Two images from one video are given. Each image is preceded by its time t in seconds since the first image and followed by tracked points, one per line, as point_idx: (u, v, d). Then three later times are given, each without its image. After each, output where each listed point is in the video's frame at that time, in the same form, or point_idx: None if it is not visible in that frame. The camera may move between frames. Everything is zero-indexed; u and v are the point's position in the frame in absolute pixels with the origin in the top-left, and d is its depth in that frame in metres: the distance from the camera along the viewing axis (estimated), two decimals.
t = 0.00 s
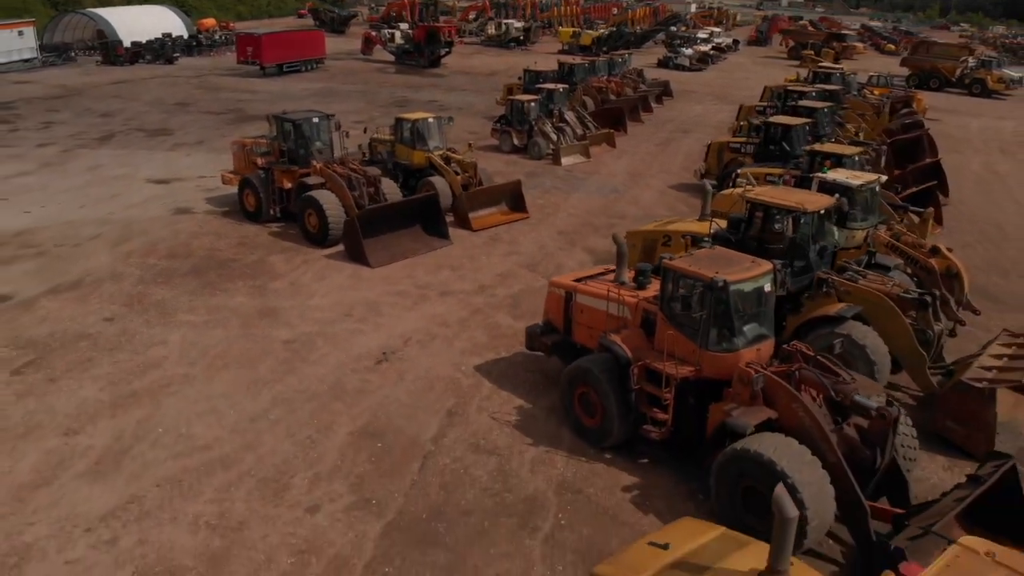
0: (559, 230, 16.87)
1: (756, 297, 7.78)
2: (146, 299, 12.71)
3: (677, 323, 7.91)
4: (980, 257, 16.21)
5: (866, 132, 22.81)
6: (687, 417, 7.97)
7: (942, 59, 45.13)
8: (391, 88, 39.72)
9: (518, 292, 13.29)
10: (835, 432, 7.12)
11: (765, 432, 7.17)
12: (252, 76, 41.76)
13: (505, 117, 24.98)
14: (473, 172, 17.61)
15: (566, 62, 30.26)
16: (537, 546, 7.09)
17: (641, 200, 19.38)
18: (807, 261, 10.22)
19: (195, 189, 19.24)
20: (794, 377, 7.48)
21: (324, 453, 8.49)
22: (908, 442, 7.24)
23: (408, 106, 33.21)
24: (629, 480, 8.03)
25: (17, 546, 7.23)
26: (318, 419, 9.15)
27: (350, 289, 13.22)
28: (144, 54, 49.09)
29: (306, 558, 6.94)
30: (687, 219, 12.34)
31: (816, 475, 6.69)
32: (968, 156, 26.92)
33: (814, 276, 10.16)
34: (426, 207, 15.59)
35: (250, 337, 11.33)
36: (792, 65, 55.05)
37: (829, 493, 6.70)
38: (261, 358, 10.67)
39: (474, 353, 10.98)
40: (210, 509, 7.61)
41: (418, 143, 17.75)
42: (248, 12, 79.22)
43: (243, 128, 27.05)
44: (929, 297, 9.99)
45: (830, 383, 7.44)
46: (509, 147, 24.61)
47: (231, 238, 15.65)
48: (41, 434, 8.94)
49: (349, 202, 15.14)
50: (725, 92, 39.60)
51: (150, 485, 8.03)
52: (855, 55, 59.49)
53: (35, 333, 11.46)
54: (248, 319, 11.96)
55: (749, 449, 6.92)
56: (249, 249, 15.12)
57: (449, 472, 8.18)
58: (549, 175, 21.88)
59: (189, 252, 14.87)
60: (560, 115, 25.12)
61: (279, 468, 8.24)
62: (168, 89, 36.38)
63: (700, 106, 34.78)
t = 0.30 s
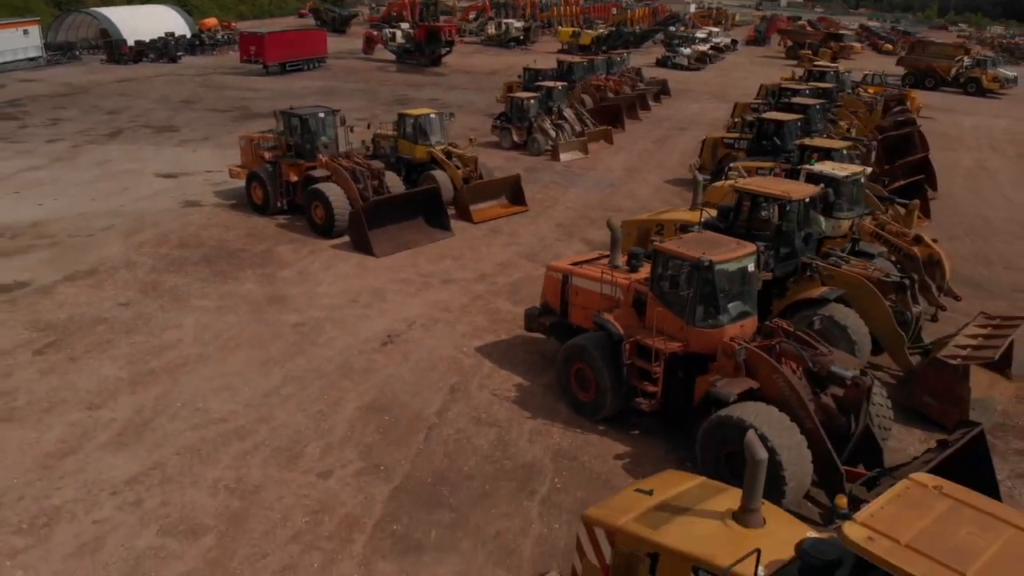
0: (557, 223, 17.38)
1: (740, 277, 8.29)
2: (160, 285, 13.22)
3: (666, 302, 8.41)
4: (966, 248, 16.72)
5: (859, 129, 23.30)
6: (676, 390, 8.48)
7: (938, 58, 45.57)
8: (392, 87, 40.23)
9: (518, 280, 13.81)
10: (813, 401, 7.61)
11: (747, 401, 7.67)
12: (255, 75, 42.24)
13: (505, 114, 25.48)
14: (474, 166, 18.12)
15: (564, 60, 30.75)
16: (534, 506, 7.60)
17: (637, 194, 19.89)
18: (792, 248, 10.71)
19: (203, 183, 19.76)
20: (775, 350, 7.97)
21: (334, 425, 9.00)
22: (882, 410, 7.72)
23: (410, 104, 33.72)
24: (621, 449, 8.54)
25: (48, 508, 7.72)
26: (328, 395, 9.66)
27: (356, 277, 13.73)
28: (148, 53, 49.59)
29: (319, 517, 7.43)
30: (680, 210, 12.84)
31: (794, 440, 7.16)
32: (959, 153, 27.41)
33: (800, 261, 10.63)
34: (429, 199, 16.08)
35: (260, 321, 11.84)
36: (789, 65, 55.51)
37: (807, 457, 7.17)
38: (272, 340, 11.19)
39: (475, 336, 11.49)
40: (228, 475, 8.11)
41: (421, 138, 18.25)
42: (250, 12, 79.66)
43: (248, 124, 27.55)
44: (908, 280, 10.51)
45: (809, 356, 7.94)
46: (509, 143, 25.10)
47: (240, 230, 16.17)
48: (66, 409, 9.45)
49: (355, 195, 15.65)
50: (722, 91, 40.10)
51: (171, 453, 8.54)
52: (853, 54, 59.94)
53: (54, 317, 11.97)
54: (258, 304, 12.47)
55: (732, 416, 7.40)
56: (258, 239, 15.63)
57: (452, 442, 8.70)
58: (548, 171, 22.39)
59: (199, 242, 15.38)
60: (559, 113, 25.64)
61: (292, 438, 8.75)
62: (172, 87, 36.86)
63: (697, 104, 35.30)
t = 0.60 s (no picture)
0: (555, 215, 17.89)
1: (725, 258, 8.80)
2: (172, 272, 13.74)
3: (656, 282, 8.92)
4: (952, 239, 17.24)
5: (851, 126, 23.80)
6: (666, 365, 9.01)
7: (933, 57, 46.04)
8: (393, 84, 40.75)
9: (517, 268, 14.32)
10: (793, 372, 8.10)
11: (731, 372, 8.18)
12: (258, 72, 42.73)
13: (505, 110, 25.99)
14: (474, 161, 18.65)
15: (563, 58, 31.26)
16: (532, 471, 8.12)
17: (634, 188, 20.41)
18: (778, 235, 11.21)
19: (210, 177, 20.27)
20: (758, 326, 8.48)
21: (342, 399, 9.52)
22: (857, 382, 8.21)
23: (411, 101, 34.24)
24: (614, 421, 9.06)
25: (75, 472, 8.22)
26: (336, 372, 10.18)
27: (361, 265, 14.25)
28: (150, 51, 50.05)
29: (331, 480, 7.94)
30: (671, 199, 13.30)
31: (774, 407, 7.64)
32: (951, 150, 27.92)
33: (785, 247, 11.22)
34: (431, 191, 16.57)
35: (270, 305, 12.35)
36: (786, 63, 55.97)
37: (786, 424, 7.63)
38: (282, 322, 11.70)
39: (475, 319, 12.01)
40: (243, 444, 8.61)
41: (422, 133, 18.72)
42: (251, 10, 80.09)
43: (252, 121, 28.05)
44: (887, 265, 11.10)
45: (789, 331, 8.45)
46: (508, 139, 25.59)
47: (247, 220, 16.68)
48: (88, 384, 9.96)
49: (359, 187, 16.17)
50: (718, 89, 40.60)
51: (189, 424, 9.05)
52: (849, 54, 60.43)
53: (72, 301, 12.48)
54: (267, 290, 12.98)
55: (716, 386, 7.90)
56: (265, 229, 16.15)
57: (454, 414, 9.22)
58: (547, 165, 22.92)
59: (209, 232, 15.89)
60: (558, 109, 26.14)
61: (303, 411, 9.27)
62: (176, 84, 37.35)
63: (693, 102, 35.82)
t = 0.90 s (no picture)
0: (554, 208, 18.38)
1: (714, 243, 9.28)
2: (183, 261, 14.22)
3: (648, 266, 9.40)
4: (940, 232, 17.73)
5: (844, 123, 24.28)
6: (657, 344, 9.51)
7: (929, 57, 46.47)
8: (395, 83, 41.23)
9: (517, 259, 14.81)
10: (777, 349, 8.60)
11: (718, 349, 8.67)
12: (260, 71, 43.18)
13: (505, 107, 26.49)
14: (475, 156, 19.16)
15: (562, 57, 31.75)
16: (530, 442, 8.61)
17: (631, 183, 20.90)
18: (766, 224, 11.68)
19: (217, 172, 20.74)
20: (744, 306, 8.97)
21: (350, 378, 10.01)
22: (838, 358, 8.70)
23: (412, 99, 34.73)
24: (608, 398, 9.55)
25: (98, 443, 8.70)
26: (343, 353, 10.67)
27: (366, 255, 14.74)
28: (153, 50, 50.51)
29: (340, 450, 8.43)
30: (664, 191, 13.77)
31: (758, 380, 8.11)
32: (943, 147, 28.41)
33: (773, 235, 11.67)
34: (433, 185, 17.06)
35: (278, 292, 12.83)
36: (784, 63, 56.44)
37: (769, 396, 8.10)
38: (290, 308, 12.18)
39: (477, 305, 12.50)
40: (257, 417, 9.10)
41: (424, 128, 19.17)
42: (252, 10, 80.60)
43: (256, 118, 28.53)
44: (870, 251, 11.61)
45: (774, 311, 8.95)
46: (508, 136, 26.08)
47: (254, 213, 17.16)
48: (107, 364, 10.45)
49: (364, 180, 16.67)
50: (716, 88, 41.07)
51: (205, 400, 9.54)
52: (847, 53, 60.88)
53: (87, 287, 12.96)
54: (275, 278, 13.47)
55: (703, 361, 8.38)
56: (272, 221, 16.63)
57: (457, 391, 9.71)
58: (546, 161, 23.41)
59: (217, 224, 16.38)
60: (557, 107, 26.64)
61: (313, 388, 9.75)
62: (180, 83, 37.81)
63: (691, 100, 36.30)
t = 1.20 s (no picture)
0: (553, 202, 18.88)
1: (704, 230, 9.78)
2: (195, 251, 14.72)
3: (641, 251, 9.89)
4: (929, 225, 18.23)
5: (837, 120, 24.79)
6: (650, 326, 10.02)
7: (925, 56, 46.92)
8: (396, 81, 41.73)
9: (517, 249, 15.30)
10: (763, 329, 9.10)
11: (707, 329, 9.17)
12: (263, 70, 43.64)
13: (505, 105, 26.98)
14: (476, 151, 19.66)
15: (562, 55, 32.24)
16: (530, 416, 9.11)
17: (628, 178, 21.39)
18: (756, 214, 12.16)
19: (224, 167, 21.23)
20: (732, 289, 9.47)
21: (359, 358, 10.50)
22: (821, 337, 9.20)
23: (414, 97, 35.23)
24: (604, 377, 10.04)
25: (121, 417, 9.19)
26: (352, 336, 11.17)
27: (370, 245, 15.23)
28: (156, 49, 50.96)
29: (351, 423, 8.93)
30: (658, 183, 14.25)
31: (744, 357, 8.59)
32: (936, 144, 28.90)
33: (762, 224, 12.14)
34: (435, 178, 17.55)
35: (288, 280, 13.33)
36: (781, 62, 56.91)
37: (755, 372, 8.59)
38: (299, 294, 12.67)
39: (478, 292, 12.99)
40: (272, 394, 9.60)
41: (427, 124, 19.66)
42: (253, 10, 81.08)
43: (261, 115, 29.01)
44: (856, 239, 12.14)
45: (760, 294, 9.46)
46: (508, 132, 26.57)
47: (262, 206, 17.66)
48: (126, 345, 10.94)
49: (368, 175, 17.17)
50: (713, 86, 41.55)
51: (221, 378, 10.03)
52: (844, 53, 61.34)
53: (104, 275, 13.45)
54: (284, 267, 13.97)
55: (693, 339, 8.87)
56: (279, 214, 17.12)
57: (460, 370, 10.22)
58: (545, 157, 23.90)
59: (226, 216, 16.88)
60: (557, 104, 27.12)
61: (324, 368, 10.25)
62: (184, 81, 38.28)
63: (688, 99, 36.79)
